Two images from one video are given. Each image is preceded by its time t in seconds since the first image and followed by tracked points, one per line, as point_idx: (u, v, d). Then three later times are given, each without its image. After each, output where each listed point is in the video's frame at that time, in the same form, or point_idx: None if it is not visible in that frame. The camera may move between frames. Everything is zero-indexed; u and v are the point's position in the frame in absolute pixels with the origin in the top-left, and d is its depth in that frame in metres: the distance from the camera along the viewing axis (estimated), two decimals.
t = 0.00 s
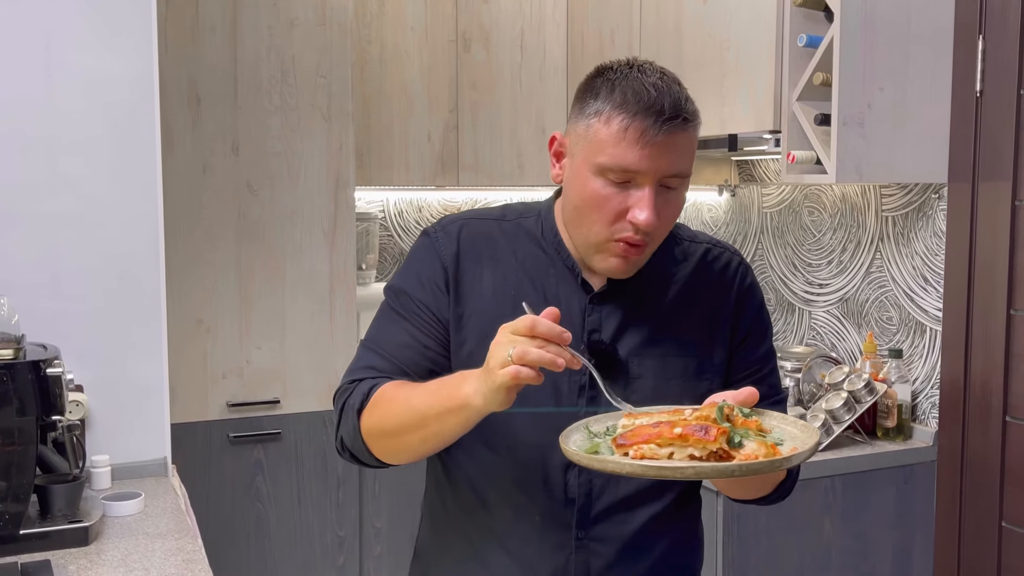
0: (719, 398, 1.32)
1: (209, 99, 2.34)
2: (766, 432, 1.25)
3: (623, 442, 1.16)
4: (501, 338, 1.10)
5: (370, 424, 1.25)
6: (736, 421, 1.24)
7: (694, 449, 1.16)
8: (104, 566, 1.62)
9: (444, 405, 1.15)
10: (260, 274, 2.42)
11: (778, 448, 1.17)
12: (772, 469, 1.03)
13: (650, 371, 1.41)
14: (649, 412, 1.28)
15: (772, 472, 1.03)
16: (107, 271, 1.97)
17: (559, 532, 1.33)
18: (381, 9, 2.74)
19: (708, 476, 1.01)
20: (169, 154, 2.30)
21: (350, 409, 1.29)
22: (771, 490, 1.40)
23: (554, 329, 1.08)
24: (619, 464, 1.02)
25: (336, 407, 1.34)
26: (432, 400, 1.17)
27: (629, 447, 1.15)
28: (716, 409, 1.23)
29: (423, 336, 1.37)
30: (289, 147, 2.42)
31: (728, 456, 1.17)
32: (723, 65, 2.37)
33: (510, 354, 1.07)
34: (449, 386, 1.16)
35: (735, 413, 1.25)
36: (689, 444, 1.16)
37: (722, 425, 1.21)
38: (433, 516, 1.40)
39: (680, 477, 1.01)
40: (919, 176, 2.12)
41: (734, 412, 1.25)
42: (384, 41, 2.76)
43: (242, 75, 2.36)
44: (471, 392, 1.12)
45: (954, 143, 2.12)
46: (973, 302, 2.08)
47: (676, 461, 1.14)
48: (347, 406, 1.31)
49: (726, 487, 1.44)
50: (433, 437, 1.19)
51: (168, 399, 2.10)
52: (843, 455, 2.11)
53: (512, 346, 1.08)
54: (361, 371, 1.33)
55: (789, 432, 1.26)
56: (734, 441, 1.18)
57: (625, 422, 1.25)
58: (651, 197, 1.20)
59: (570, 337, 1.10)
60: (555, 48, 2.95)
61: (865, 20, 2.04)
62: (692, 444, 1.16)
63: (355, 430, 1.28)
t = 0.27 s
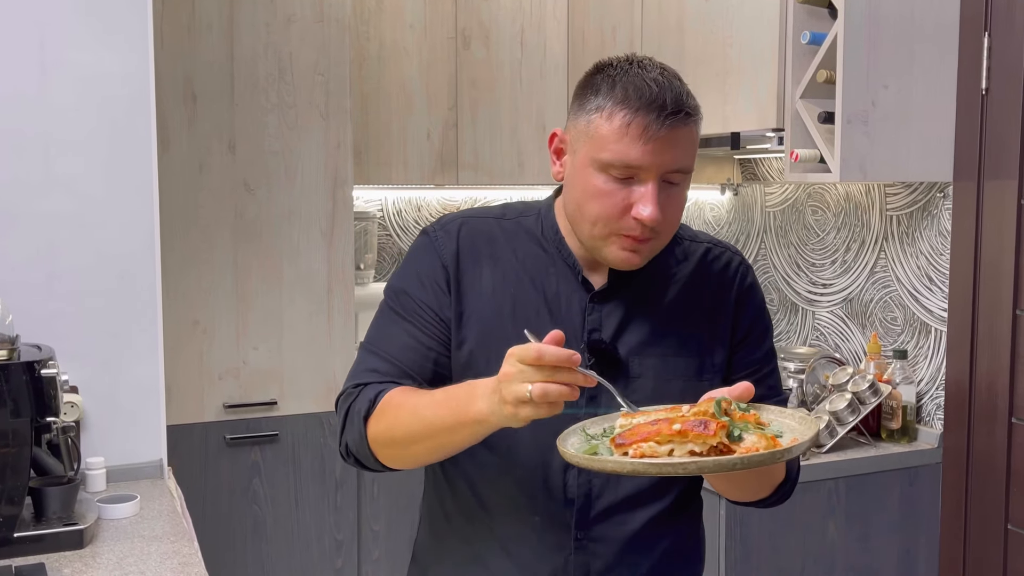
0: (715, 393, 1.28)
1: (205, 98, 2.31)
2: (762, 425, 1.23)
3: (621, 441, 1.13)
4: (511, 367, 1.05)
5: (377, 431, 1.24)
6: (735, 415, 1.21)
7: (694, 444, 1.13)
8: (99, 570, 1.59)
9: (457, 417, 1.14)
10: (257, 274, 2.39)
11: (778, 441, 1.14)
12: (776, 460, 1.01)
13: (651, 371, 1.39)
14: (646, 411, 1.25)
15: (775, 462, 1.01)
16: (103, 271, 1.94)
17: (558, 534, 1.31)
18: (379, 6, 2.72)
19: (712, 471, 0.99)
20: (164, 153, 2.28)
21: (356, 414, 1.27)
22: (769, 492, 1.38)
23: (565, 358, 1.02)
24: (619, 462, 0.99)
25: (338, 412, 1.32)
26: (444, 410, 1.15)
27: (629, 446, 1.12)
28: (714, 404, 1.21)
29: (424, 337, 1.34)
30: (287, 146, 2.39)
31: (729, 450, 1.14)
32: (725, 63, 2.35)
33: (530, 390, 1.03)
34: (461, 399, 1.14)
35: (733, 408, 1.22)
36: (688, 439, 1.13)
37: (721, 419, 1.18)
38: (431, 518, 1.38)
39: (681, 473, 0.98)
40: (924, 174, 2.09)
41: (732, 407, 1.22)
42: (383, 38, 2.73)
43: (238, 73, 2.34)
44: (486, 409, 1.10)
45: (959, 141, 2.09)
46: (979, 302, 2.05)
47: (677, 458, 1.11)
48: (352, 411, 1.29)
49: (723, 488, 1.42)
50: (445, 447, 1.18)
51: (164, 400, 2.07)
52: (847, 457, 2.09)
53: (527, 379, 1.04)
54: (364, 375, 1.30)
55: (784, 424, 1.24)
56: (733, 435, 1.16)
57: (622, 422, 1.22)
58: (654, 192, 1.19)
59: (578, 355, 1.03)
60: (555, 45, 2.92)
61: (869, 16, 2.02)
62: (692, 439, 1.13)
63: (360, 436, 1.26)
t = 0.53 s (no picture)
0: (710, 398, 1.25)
1: (202, 95, 2.29)
2: (761, 427, 1.21)
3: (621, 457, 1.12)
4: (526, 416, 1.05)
5: (386, 437, 1.22)
6: (733, 420, 1.20)
7: (697, 453, 1.12)
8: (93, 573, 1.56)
9: (474, 429, 1.14)
10: (254, 274, 2.37)
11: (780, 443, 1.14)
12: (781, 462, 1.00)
13: (650, 372, 1.37)
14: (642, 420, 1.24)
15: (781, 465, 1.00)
16: (97, 270, 1.91)
17: (556, 533, 1.31)
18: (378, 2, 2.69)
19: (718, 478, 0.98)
20: (160, 151, 2.26)
21: (363, 419, 1.25)
22: (769, 495, 1.37)
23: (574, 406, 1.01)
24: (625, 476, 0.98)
25: (343, 416, 1.30)
26: (460, 423, 1.15)
27: (630, 460, 1.11)
28: (712, 410, 1.18)
29: (425, 335, 1.32)
30: (284, 144, 2.37)
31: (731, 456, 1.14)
32: (728, 60, 2.32)
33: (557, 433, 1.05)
34: (475, 414, 1.13)
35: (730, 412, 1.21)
36: (691, 449, 1.12)
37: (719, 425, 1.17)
38: (430, 519, 1.38)
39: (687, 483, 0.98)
40: (929, 173, 2.06)
41: (730, 411, 1.20)
42: (381, 35, 2.71)
43: (235, 71, 2.31)
44: (505, 426, 1.11)
45: (965, 139, 2.06)
46: (985, 302, 2.02)
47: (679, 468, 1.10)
48: (359, 416, 1.26)
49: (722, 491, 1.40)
50: (458, 451, 1.19)
51: (160, 402, 2.04)
52: (851, 459, 2.06)
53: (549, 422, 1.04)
54: (368, 377, 1.29)
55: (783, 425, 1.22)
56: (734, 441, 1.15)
57: (619, 434, 1.21)
58: (652, 186, 1.21)
59: (591, 398, 1.01)
60: (556, 42, 2.89)
61: (873, 12, 1.99)
62: (694, 448, 1.12)
63: (368, 441, 1.24)
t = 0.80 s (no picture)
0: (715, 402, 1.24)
1: (198, 93, 2.26)
2: (759, 438, 1.18)
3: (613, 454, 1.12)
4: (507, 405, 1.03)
5: (381, 437, 1.20)
6: (728, 430, 1.18)
7: (686, 461, 1.12)
8: None
9: (466, 429, 1.12)
10: (251, 274, 2.34)
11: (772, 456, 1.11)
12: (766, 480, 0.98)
13: (651, 372, 1.34)
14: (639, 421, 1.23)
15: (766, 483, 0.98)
16: (92, 270, 1.89)
17: (557, 535, 1.29)
18: None
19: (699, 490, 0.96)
20: (156, 150, 2.23)
21: (358, 419, 1.23)
22: (771, 500, 1.35)
23: (555, 396, 0.98)
24: (608, 477, 0.98)
25: (339, 416, 1.27)
26: (451, 422, 1.12)
27: (619, 460, 1.11)
28: (707, 420, 1.18)
29: (424, 335, 1.29)
30: (281, 142, 2.34)
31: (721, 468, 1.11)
32: (731, 57, 2.30)
33: (540, 428, 1.02)
34: (466, 413, 1.11)
35: (727, 422, 1.19)
36: (680, 456, 1.11)
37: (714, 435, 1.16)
38: (429, 521, 1.36)
39: (669, 491, 0.96)
40: (935, 171, 2.04)
41: (726, 422, 1.19)
42: (380, 32, 2.68)
43: (232, 68, 2.29)
44: (495, 425, 1.08)
45: (970, 136, 2.04)
46: (990, 303, 2.00)
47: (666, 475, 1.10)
48: (354, 415, 1.24)
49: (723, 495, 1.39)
50: (451, 452, 1.16)
51: (156, 404, 2.01)
52: (855, 461, 2.03)
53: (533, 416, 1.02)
54: (365, 376, 1.26)
55: (783, 439, 1.19)
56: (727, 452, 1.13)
57: (615, 434, 1.20)
58: (650, 177, 1.19)
59: (575, 389, 0.99)
60: (557, 39, 2.87)
61: (878, 8, 1.96)
62: (683, 456, 1.12)
63: (362, 441, 1.22)
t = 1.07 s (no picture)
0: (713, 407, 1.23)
1: (194, 91, 2.24)
2: (756, 443, 1.17)
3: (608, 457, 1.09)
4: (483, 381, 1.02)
5: (368, 432, 1.17)
6: (726, 434, 1.16)
7: (681, 465, 1.08)
8: None
9: (446, 422, 1.08)
10: (248, 274, 2.32)
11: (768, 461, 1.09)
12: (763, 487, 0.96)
13: (652, 373, 1.32)
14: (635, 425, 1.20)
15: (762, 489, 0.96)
16: (87, 270, 1.86)
17: (557, 537, 1.27)
18: None
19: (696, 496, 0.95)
20: (151, 148, 2.21)
21: (347, 415, 1.21)
22: (773, 501, 1.32)
23: (534, 375, 0.98)
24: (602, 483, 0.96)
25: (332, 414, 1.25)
26: (432, 414, 1.09)
27: (614, 464, 1.08)
28: (704, 424, 1.15)
29: (420, 336, 1.27)
30: (278, 141, 2.32)
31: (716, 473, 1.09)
32: (733, 55, 2.27)
33: (508, 409, 1.00)
34: (448, 405, 1.08)
35: (724, 426, 1.17)
36: (675, 460, 1.08)
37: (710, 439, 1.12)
38: (427, 524, 1.33)
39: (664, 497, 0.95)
40: (940, 170, 2.01)
41: (723, 426, 1.16)
42: (378, 29, 2.66)
43: (228, 66, 2.26)
44: (473, 415, 1.05)
45: (976, 134, 2.01)
46: (996, 304, 1.98)
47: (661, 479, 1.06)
48: (345, 412, 1.22)
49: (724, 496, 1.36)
50: (434, 449, 1.12)
51: (152, 405, 1.98)
52: (859, 463, 2.01)
53: (505, 397, 1.00)
54: (358, 374, 1.24)
55: (781, 444, 1.18)
56: (723, 457, 1.10)
57: (611, 437, 1.17)
58: (648, 176, 1.16)
59: (553, 373, 0.99)
60: (557, 37, 2.84)
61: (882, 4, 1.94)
62: (678, 460, 1.08)
63: (352, 437, 1.20)
